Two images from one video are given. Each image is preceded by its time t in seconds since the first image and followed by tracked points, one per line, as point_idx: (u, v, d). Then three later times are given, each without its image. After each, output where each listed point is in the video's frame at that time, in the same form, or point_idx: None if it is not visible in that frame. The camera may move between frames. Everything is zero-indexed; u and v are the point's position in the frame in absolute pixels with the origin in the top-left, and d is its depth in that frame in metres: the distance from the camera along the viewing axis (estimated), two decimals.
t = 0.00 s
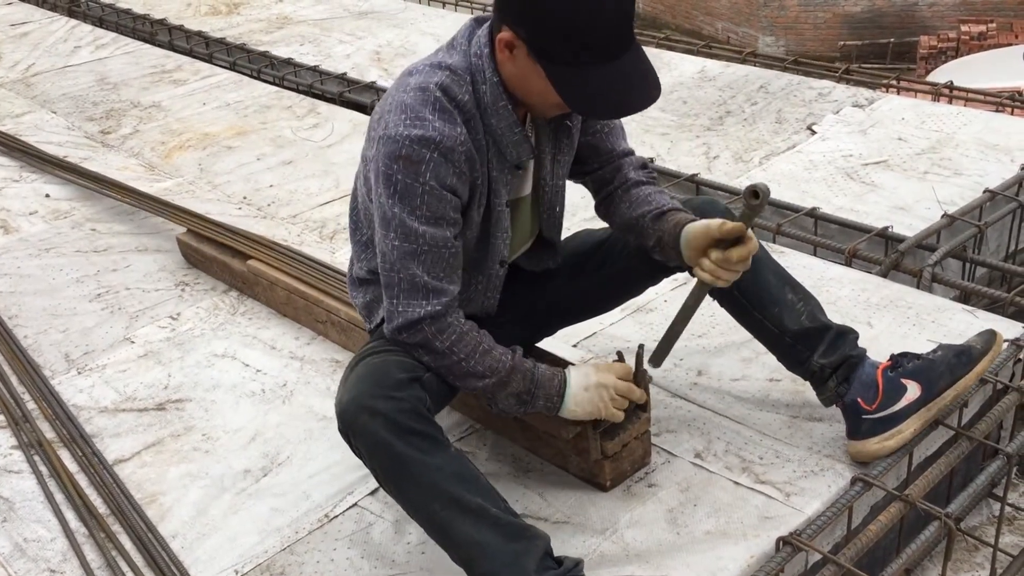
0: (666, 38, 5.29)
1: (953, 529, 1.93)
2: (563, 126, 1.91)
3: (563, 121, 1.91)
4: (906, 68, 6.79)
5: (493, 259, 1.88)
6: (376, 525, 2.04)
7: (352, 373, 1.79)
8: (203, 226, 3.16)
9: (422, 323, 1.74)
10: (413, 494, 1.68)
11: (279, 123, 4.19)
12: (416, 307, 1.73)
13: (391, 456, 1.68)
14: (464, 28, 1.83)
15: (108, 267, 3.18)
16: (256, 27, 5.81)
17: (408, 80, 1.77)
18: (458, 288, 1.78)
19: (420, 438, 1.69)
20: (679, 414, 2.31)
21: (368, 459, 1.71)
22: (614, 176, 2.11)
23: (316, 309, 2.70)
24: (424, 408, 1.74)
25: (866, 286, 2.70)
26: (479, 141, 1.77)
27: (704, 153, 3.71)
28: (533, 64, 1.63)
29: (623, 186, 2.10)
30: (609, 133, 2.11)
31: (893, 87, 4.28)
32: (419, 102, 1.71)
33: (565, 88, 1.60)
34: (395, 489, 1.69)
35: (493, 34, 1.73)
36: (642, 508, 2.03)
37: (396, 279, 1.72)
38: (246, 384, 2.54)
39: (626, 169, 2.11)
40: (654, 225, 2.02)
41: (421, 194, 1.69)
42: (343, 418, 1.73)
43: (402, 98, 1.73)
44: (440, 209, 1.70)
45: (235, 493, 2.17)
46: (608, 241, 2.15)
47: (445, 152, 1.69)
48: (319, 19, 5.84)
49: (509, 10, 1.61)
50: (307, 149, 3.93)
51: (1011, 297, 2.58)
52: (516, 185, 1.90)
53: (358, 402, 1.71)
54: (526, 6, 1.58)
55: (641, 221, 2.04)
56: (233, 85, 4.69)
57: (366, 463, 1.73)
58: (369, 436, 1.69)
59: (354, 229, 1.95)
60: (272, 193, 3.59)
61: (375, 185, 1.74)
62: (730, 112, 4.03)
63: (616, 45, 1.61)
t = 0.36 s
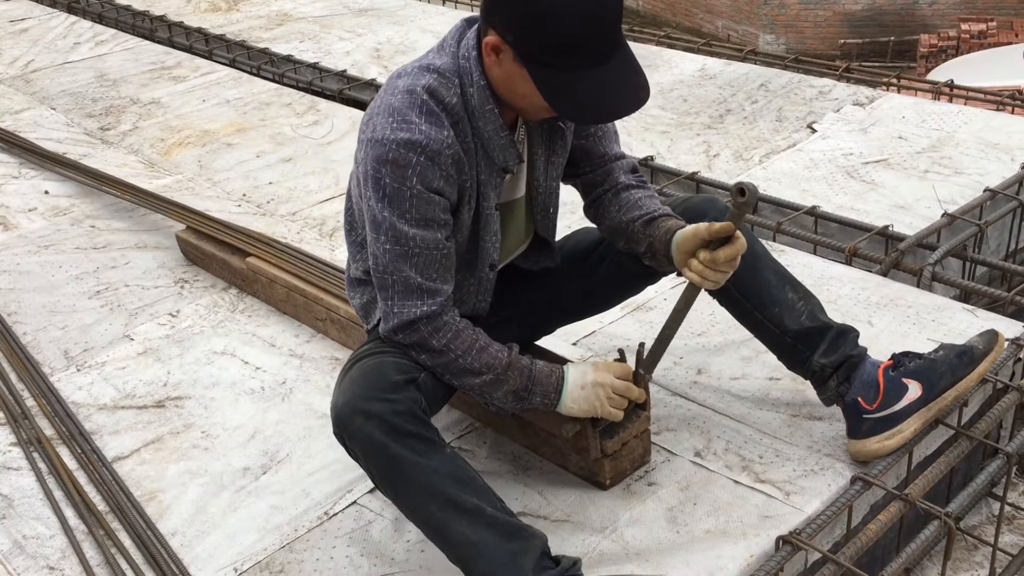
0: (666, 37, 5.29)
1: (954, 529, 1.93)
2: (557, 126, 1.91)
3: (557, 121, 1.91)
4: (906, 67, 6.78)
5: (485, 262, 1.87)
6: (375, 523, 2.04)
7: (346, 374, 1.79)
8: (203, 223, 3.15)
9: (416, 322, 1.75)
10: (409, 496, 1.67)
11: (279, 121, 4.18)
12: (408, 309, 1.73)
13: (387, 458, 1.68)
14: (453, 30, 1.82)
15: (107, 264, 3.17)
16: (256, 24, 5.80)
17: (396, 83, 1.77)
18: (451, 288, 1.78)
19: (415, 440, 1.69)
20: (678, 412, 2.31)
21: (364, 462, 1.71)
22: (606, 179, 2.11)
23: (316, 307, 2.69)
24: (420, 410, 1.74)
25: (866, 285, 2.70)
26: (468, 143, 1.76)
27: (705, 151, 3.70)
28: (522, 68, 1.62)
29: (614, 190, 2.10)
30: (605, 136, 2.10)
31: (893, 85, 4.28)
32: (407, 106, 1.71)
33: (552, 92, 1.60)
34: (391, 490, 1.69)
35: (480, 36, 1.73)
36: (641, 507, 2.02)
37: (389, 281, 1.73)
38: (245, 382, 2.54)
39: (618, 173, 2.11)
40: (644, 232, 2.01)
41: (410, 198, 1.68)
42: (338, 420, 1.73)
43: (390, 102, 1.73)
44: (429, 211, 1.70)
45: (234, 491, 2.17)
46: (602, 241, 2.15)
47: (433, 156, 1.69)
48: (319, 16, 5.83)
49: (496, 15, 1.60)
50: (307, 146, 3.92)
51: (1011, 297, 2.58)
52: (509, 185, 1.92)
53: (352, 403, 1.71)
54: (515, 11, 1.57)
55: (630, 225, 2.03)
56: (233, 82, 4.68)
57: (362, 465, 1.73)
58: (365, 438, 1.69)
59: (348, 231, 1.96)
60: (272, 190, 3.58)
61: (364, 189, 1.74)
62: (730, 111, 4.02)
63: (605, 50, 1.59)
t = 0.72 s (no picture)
0: (667, 34, 5.28)
1: (955, 526, 1.93)
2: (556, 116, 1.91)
3: (555, 111, 1.91)
4: (907, 65, 6.77)
5: (485, 253, 1.87)
6: (377, 520, 2.04)
7: (349, 367, 1.80)
8: (204, 219, 3.15)
9: (419, 310, 1.76)
10: (412, 490, 1.67)
11: (280, 117, 4.18)
12: (410, 298, 1.74)
13: (390, 452, 1.67)
14: (449, 21, 1.82)
15: (108, 260, 3.17)
16: (256, 21, 5.79)
17: (393, 75, 1.77)
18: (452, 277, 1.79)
19: (418, 434, 1.69)
20: (680, 410, 2.31)
21: (367, 457, 1.70)
22: (599, 178, 2.09)
23: (317, 303, 2.69)
24: (422, 404, 1.74)
25: (867, 283, 2.70)
26: (467, 133, 1.76)
27: (706, 149, 3.70)
28: (520, 54, 1.62)
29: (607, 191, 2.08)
30: (598, 130, 2.08)
31: (894, 83, 4.27)
32: (404, 96, 1.72)
33: (553, 76, 1.59)
34: (395, 484, 1.69)
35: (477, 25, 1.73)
36: (643, 504, 2.02)
37: (390, 270, 1.74)
38: (246, 378, 2.54)
39: (612, 173, 2.09)
40: (637, 248, 2.00)
41: (409, 189, 1.69)
42: (341, 415, 1.72)
43: (388, 94, 1.74)
44: (429, 201, 1.70)
45: (236, 488, 2.16)
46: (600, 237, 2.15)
47: (431, 146, 1.69)
48: (319, 13, 5.82)
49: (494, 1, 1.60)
50: (308, 143, 3.92)
51: (1013, 295, 2.58)
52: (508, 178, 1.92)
53: (354, 397, 1.71)
54: None
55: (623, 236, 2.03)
56: (233, 78, 4.68)
57: (365, 459, 1.73)
58: (367, 432, 1.69)
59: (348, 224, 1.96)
60: (273, 187, 3.58)
61: (364, 181, 1.75)
62: (731, 109, 4.02)
63: (603, 35, 1.59)
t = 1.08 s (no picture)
0: (667, 34, 5.29)
1: (956, 525, 1.93)
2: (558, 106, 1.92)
3: (555, 104, 1.92)
4: (907, 65, 6.77)
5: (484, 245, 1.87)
6: (380, 517, 2.05)
7: (354, 361, 1.81)
8: (206, 217, 3.15)
9: (421, 301, 1.76)
10: (418, 484, 1.68)
11: (281, 116, 4.18)
12: (411, 288, 1.75)
13: (397, 445, 1.68)
14: (451, 14, 1.83)
15: (110, 258, 3.17)
16: (258, 19, 5.79)
17: (394, 66, 1.78)
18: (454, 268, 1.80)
19: (425, 429, 1.69)
20: (681, 408, 2.32)
21: (374, 451, 1.71)
22: (595, 175, 2.11)
23: (320, 302, 2.70)
24: (429, 399, 1.74)
25: (868, 282, 2.70)
26: (466, 122, 1.77)
27: (707, 148, 3.70)
28: (521, 42, 1.63)
29: (603, 187, 2.10)
30: (597, 129, 2.09)
31: (895, 83, 4.28)
32: (404, 86, 1.72)
33: (553, 64, 1.59)
34: (401, 479, 1.70)
35: (477, 16, 1.74)
36: (645, 502, 2.03)
37: (392, 260, 1.74)
38: (248, 376, 2.54)
39: (607, 172, 2.11)
40: (633, 234, 2.00)
41: (409, 177, 1.70)
42: (347, 409, 1.73)
43: (388, 84, 1.74)
44: (428, 189, 1.71)
45: (238, 485, 2.17)
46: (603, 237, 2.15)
47: (430, 134, 1.70)
48: (321, 12, 5.82)
49: None
50: (309, 142, 3.92)
51: (1013, 293, 2.58)
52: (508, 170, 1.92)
53: (361, 390, 1.71)
54: None
55: (620, 224, 2.03)
56: (235, 77, 4.68)
57: (371, 453, 1.74)
58: (374, 426, 1.69)
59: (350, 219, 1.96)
60: (274, 185, 3.58)
61: (364, 171, 1.75)
62: (733, 108, 4.02)
63: (601, 23, 1.60)
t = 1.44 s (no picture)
0: (666, 26, 5.27)
1: (956, 517, 1.93)
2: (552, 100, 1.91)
3: (548, 99, 1.91)
4: (905, 58, 6.74)
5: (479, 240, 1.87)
6: (379, 509, 2.05)
7: (353, 357, 1.80)
8: (204, 209, 3.14)
9: (419, 296, 1.75)
10: (418, 478, 1.67)
11: (280, 107, 4.17)
12: (409, 282, 1.74)
13: (395, 440, 1.68)
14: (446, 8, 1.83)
15: (108, 249, 3.16)
16: (256, 10, 5.77)
17: (389, 60, 1.78)
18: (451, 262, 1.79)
19: (424, 423, 1.69)
20: (681, 401, 2.32)
21: (373, 445, 1.71)
22: (601, 161, 2.10)
23: (318, 293, 2.69)
24: (428, 393, 1.74)
25: (868, 275, 2.70)
26: (460, 117, 1.77)
27: (707, 141, 3.69)
28: (512, 40, 1.63)
29: (609, 173, 2.09)
30: (597, 116, 2.09)
31: (894, 76, 4.27)
32: (399, 80, 1.72)
33: (543, 63, 1.59)
34: (399, 473, 1.69)
35: (472, 10, 1.73)
36: (644, 494, 2.03)
37: (390, 255, 1.74)
38: (247, 368, 2.54)
39: (613, 158, 2.10)
40: (644, 214, 1.99)
41: (405, 171, 1.69)
42: (346, 403, 1.72)
43: (383, 78, 1.74)
44: (424, 184, 1.70)
45: (237, 477, 2.17)
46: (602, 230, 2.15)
47: (425, 129, 1.69)
48: (319, 3, 5.80)
49: None
50: (307, 133, 3.91)
51: (1013, 287, 2.58)
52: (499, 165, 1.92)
53: (361, 384, 1.71)
54: None
55: (630, 207, 2.02)
56: (232, 68, 4.66)
57: (370, 447, 1.73)
58: (373, 421, 1.69)
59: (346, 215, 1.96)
60: (273, 177, 3.57)
61: (359, 166, 1.75)
62: (732, 100, 4.01)
63: (595, 22, 1.59)
